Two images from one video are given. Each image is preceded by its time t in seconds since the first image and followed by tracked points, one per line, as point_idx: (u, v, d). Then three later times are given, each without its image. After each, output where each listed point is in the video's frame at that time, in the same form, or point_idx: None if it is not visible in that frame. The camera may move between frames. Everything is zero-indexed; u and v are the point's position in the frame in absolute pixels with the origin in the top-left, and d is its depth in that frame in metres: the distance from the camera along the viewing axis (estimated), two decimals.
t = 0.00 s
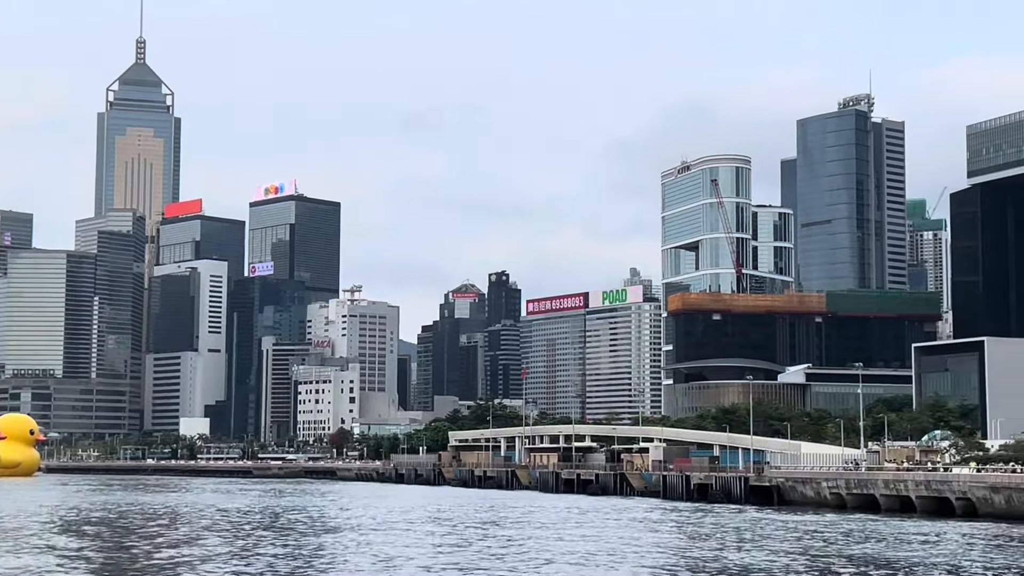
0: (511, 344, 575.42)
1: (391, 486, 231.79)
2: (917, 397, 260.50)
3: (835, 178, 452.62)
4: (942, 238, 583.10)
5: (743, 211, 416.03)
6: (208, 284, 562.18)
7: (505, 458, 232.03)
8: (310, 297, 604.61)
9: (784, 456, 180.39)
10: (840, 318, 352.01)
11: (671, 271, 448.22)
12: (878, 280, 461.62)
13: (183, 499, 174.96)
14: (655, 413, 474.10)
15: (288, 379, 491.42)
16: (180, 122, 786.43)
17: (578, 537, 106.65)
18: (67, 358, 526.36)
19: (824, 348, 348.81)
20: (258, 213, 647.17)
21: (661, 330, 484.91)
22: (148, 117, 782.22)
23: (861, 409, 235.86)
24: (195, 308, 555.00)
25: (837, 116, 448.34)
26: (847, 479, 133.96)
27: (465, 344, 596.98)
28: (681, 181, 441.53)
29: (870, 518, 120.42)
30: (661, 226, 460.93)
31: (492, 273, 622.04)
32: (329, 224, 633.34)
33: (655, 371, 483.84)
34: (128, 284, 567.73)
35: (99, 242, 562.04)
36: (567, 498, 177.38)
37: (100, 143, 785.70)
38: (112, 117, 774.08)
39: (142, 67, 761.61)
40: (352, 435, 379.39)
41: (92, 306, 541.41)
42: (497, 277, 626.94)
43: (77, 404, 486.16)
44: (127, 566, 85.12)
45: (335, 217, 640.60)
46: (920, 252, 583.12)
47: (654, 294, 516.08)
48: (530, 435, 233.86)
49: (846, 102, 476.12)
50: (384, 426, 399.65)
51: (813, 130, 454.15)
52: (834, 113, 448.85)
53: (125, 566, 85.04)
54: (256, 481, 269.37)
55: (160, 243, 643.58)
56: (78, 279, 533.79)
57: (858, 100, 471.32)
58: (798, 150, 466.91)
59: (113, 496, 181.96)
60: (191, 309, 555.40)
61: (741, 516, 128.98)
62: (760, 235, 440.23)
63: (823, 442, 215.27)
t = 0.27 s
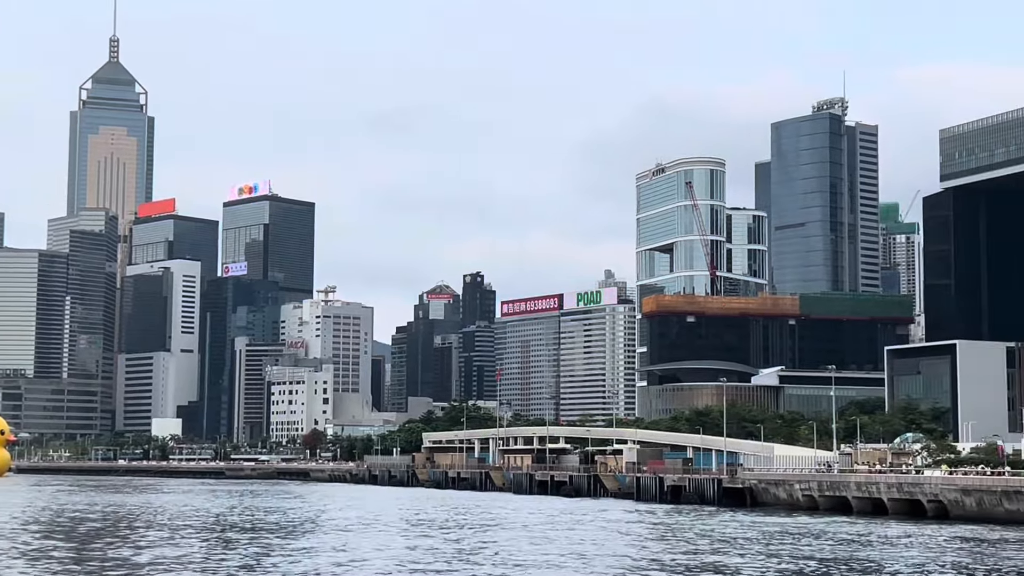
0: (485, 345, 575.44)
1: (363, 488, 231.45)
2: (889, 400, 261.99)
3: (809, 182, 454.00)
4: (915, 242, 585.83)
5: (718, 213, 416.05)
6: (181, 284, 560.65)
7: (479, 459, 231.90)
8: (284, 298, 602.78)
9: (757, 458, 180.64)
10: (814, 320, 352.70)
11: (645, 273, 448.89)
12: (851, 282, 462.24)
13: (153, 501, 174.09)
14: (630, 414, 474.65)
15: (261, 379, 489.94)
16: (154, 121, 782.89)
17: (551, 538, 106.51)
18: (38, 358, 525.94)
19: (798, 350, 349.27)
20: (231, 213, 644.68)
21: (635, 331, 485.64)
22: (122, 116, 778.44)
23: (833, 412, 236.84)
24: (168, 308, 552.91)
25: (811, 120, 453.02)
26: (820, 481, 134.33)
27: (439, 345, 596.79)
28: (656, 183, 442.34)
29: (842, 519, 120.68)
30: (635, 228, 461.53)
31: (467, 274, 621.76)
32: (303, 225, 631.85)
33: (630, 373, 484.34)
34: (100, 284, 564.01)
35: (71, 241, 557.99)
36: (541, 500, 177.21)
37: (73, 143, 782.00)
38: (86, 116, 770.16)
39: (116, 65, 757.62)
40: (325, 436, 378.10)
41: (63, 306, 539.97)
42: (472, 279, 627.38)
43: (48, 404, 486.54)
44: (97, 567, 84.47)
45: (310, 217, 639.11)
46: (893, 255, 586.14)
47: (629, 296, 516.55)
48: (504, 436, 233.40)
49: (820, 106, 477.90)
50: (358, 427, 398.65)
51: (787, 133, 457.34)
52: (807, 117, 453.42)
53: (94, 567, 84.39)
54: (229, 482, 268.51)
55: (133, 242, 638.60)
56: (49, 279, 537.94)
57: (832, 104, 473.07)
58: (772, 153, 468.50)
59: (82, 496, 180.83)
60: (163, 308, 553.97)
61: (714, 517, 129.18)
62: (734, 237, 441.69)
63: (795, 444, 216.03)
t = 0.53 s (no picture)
0: (459, 347, 575.28)
1: (337, 490, 231.11)
2: (862, 403, 263.37)
3: (783, 185, 454.83)
4: (888, 245, 588.50)
5: (693, 217, 417.22)
6: (154, 284, 557.66)
7: (453, 461, 231.40)
8: (258, 299, 601.17)
9: (730, 461, 181.16)
10: (787, 323, 353.60)
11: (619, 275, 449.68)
12: (824, 286, 466.51)
13: (125, 502, 173.45)
14: (604, 417, 474.47)
15: (235, 380, 488.48)
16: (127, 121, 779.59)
17: (524, 541, 106.66)
18: (10, 355, 522.64)
19: (771, 353, 350.64)
20: (205, 213, 642.35)
21: (609, 334, 486.44)
22: (95, 116, 774.88)
23: (807, 414, 237.99)
24: (140, 308, 549.80)
25: (785, 124, 454.51)
26: (792, 484, 134.72)
27: (414, 347, 596.64)
28: (631, 185, 443.10)
29: (815, 522, 121.19)
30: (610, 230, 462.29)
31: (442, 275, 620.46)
32: (277, 226, 630.46)
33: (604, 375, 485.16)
34: (74, 284, 555.92)
35: (43, 241, 554.06)
36: (514, 502, 177.32)
37: (46, 142, 778.54)
38: (58, 115, 766.49)
39: (89, 65, 754.09)
40: (298, 438, 377.32)
41: (35, 306, 537.73)
42: (447, 280, 626.06)
43: (18, 405, 485.88)
44: (67, 569, 84.19)
45: (284, 218, 637.75)
46: (865, 258, 588.96)
47: (603, 298, 517.28)
48: (478, 438, 233.09)
49: (794, 110, 479.39)
50: (331, 428, 398.08)
51: (761, 136, 458.67)
52: (781, 120, 454.87)
53: (63, 569, 84.10)
54: (201, 484, 267.69)
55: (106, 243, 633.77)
56: (20, 278, 538.89)
57: (805, 108, 474.46)
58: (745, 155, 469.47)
59: (54, 498, 179.85)
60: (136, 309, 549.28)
61: (687, 519, 129.64)
62: (708, 240, 442.94)
63: (769, 447, 216.85)
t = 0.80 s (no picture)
0: (434, 349, 574.72)
1: (310, 491, 230.41)
2: (835, 406, 264.30)
3: (757, 188, 455.91)
4: (861, 249, 590.97)
5: (668, 219, 418.47)
6: (127, 285, 553.59)
7: (427, 462, 230.92)
8: (231, 300, 599.33)
9: (703, 463, 181.40)
10: (761, 326, 354.57)
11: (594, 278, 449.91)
12: (798, 289, 467.24)
13: (98, 503, 172.62)
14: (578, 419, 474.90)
15: (208, 381, 486.62)
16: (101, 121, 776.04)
17: (498, 543, 106.58)
18: None
19: (745, 355, 351.55)
20: (179, 213, 640.06)
21: (584, 336, 486.69)
22: (68, 115, 770.82)
23: (780, 417, 238.73)
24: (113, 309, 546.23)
25: (761, 127, 454.48)
26: (766, 486, 135.04)
27: (388, 348, 595.62)
28: (607, 188, 443.74)
29: (788, 524, 121.52)
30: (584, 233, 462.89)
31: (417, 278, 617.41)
32: (252, 226, 628.65)
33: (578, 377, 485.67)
34: (46, 284, 552.28)
35: (15, 241, 550.76)
36: (488, 504, 177.25)
37: (19, 142, 773.98)
38: (31, 114, 762.07)
39: (63, 64, 750.25)
40: (272, 439, 376.24)
41: (6, 307, 536.98)
42: (422, 282, 625.44)
43: None
44: (39, 570, 83.65)
45: (258, 219, 636.00)
46: (839, 261, 591.06)
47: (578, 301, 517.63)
48: (452, 440, 232.77)
49: (768, 113, 480.77)
50: (305, 430, 397.27)
51: (736, 139, 457.91)
52: (756, 123, 454.76)
53: (35, 570, 83.54)
54: (174, 485, 266.29)
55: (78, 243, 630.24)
56: None
57: (780, 112, 475.95)
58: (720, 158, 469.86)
59: (25, 499, 178.59)
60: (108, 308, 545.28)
61: (661, 521, 129.88)
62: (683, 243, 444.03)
63: (742, 449, 217.29)
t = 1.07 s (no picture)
0: (411, 350, 574.41)
1: (287, 492, 230.11)
2: (811, 408, 265.29)
3: (734, 191, 457.48)
4: (837, 252, 593.45)
5: (645, 221, 420.12)
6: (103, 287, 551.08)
7: (404, 464, 230.72)
8: (208, 301, 597.81)
9: (679, 465, 181.80)
10: (737, 329, 355.82)
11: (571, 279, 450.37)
12: (775, 291, 467.44)
13: (74, 505, 172.18)
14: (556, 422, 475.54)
15: (184, 382, 484.91)
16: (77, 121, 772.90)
17: (474, 545, 106.92)
18: None
19: (721, 358, 352.15)
20: (156, 214, 638.10)
21: (562, 338, 487.19)
22: (44, 115, 767.28)
23: (756, 419, 239.57)
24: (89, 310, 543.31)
25: (737, 131, 454.60)
26: (742, 488, 135.53)
27: (365, 349, 594.26)
28: (584, 190, 444.44)
29: (763, 527, 122.10)
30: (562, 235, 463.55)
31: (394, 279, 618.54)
32: (228, 227, 627.14)
33: (555, 380, 486.31)
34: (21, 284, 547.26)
35: None
36: (465, 506, 177.34)
37: None
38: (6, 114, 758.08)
39: (39, 64, 746.96)
40: (248, 441, 375.36)
41: None
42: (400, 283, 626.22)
43: None
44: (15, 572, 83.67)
45: (235, 220, 634.50)
46: (816, 265, 593.09)
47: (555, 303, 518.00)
48: (429, 442, 232.58)
49: (746, 116, 482.09)
50: (281, 432, 396.48)
51: (713, 143, 458.60)
52: (733, 127, 454.85)
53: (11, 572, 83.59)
54: (149, 487, 265.36)
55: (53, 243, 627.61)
56: None
57: (757, 115, 477.37)
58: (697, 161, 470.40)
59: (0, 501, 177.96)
60: (84, 309, 545.99)
61: (638, 524, 130.34)
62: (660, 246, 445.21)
63: (718, 452, 217.95)
